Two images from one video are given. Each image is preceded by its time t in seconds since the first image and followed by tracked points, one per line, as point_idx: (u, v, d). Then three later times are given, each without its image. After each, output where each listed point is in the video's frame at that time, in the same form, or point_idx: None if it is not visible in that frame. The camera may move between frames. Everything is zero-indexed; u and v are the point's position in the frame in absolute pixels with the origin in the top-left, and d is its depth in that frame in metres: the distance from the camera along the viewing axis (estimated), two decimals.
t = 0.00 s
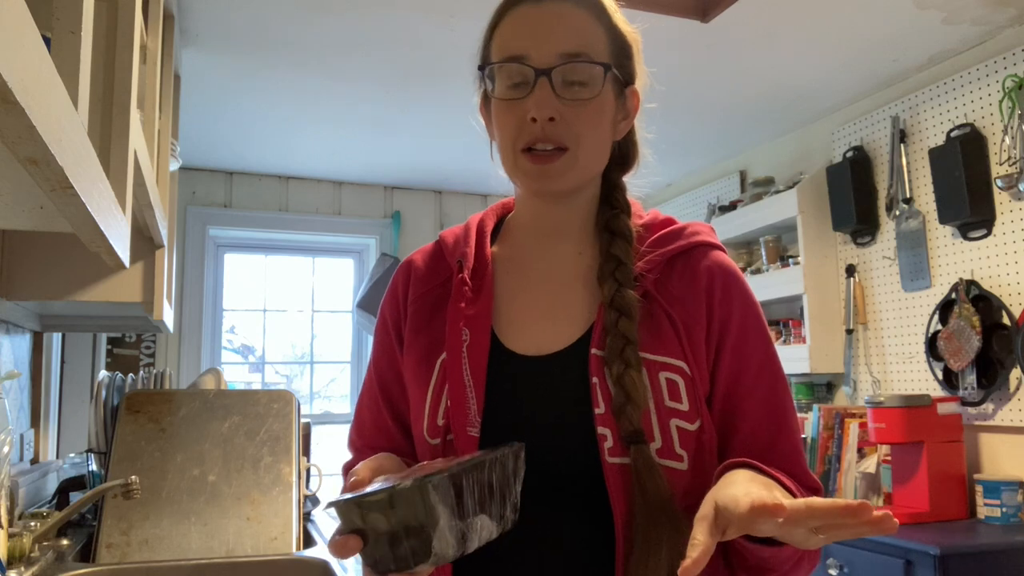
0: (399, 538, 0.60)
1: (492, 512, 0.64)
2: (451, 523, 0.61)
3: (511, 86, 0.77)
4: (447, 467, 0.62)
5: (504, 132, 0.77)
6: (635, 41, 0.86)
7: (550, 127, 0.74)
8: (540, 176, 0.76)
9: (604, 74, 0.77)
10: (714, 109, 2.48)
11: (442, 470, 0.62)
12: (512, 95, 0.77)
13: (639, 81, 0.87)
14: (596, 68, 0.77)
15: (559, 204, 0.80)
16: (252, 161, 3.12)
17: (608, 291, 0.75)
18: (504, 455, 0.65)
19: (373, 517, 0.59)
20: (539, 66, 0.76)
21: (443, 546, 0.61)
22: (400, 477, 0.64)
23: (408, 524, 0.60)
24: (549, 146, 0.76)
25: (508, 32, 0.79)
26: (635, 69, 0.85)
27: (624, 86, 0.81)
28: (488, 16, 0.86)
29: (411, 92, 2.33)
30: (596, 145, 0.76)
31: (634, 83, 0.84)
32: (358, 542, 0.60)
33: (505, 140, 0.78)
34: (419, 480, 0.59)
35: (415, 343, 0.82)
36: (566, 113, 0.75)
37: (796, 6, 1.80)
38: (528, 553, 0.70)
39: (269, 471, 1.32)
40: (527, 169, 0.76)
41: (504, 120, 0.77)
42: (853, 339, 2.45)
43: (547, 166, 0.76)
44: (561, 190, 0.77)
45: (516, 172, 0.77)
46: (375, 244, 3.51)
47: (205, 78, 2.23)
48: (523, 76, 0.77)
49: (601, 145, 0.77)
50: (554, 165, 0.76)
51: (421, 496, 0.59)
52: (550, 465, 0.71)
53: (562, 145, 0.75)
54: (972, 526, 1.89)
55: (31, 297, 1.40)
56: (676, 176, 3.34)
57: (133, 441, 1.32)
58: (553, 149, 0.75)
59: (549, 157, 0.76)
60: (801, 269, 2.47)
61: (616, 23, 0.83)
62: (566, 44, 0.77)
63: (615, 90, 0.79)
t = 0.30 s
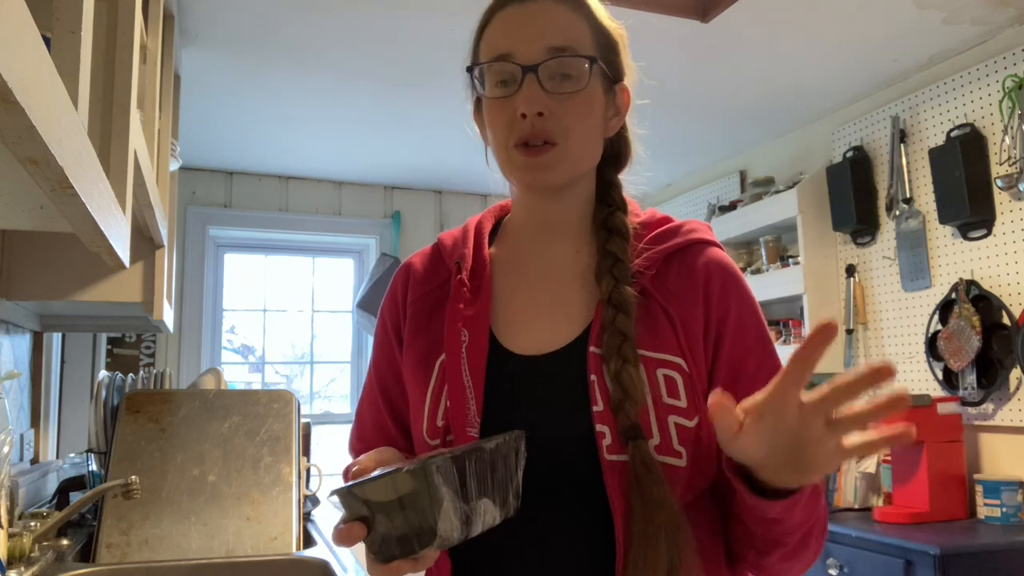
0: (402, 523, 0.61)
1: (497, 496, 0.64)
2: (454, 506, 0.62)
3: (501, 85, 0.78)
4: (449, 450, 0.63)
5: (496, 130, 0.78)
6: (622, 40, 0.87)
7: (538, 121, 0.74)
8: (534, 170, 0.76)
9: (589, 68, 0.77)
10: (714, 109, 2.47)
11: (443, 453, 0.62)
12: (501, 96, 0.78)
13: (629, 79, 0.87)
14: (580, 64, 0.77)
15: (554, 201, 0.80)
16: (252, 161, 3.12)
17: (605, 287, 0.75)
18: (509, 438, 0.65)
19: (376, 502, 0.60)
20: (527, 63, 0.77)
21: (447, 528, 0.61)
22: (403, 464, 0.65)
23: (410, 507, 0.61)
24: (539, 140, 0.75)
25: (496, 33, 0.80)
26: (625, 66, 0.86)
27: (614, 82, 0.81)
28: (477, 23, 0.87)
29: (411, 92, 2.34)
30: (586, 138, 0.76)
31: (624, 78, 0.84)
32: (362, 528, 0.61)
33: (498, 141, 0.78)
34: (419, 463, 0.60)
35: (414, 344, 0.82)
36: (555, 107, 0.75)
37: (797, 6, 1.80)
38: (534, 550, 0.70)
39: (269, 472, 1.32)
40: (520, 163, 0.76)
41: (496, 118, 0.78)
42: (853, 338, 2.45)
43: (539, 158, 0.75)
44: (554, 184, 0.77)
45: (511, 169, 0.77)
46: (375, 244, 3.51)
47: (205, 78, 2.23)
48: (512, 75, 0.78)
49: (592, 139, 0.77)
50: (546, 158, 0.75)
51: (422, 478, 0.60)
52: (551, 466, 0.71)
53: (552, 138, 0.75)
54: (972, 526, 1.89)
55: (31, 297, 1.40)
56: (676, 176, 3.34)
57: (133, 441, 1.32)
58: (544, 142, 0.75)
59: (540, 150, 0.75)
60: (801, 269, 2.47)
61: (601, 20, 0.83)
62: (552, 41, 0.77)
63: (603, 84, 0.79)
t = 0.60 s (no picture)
0: (398, 518, 0.61)
1: (492, 495, 0.65)
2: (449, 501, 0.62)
3: (485, 112, 0.78)
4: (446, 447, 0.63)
5: (486, 157, 0.78)
6: (608, 39, 0.84)
7: (521, 148, 0.74)
8: (524, 195, 0.76)
9: (568, 85, 0.76)
10: (714, 109, 2.47)
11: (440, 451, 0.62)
12: (486, 122, 0.78)
13: (621, 76, 0.85)
14: (559, 80, 0.76)
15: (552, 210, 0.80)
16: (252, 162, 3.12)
17: (602, 284, 0.75)
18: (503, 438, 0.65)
19: (372, 498, 0.61)
20: (505, 91, 0.76)
21: (442, 523, 0.62)
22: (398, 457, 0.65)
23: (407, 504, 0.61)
24: (526, 164, 0.75)
25: (475, 60, 0.79)
26: (613, 65, 0.83)
27: (599, 88, 0.79)
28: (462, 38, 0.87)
29: (411, 92, 2.34)
30: (573, 156, 0.76)
31: (616, 77, 0.82)
32: (359, 523, 0.61)
33: (490, 168, 0.79)
34: (416, 462, 0.60)
35: (416, 343, 0.82)
36: (537, 132, 0.74)
37: (797, 5, 1.80)
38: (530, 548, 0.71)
39: (269, 472, 1.32)
40: (510, 190, 0.76)
41: (485, 145, 0.78)
42: (853, 338, 2.45)
43: (527, 185, 0.75)
44: (545, 204, 0.77)
45: (503, 193, 0.78)
46: (375, 244, 3.51)
47: (205, 78, 2.23)
48: (493, 102, 0.77)
49: (580, 154, 0.76)
50: (534, 183, 0.75)
51: (418, 476, 0.61)
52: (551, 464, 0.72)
53: (538, 161, 0.75)
54: (972, 526, 1.89)
55: (31, 297, 1.40)
56: (676, 176, 3.34)
57: (132, 441, 1.32)
58: (530, 167, 0.75)
59: (529, 174, 0.75)
60: (800, 269, 2.47)
61: (579, 26, 0.80)
62: (528, 64, 0.76)
63: (589, 94, 0.78)
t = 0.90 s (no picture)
0: (389, 531, 0.60)
1: (484, 506, 0.65)
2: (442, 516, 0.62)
3: (477, 118, 0.78)
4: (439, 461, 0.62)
5: (482, 162, 0.78)
6: (597, 36, 0.84)
7: (514, 152, 0.74)
8: (522, 198, 0.76)
9: (556, 84, 0.76)
10: (714, 109, 2.47)
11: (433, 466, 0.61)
12: (479, 130, 0.78)
13: (613, 71, 0.85)
14: (547, 81, 0.76)
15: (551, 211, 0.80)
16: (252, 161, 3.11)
17: (599, 282, 0.75)
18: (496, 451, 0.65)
19: (364, 513, 0.60)
20: (495, 96, 0.76)
21: (434, 537, 0.62)
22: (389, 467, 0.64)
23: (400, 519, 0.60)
24: (522, 168, 0.75)
25: (464, 67, 0.79)
26: (604, 61, 0.83)
27: (590, 85, 0.79)
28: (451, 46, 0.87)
29: (411, 93, 2.34)
30: (567, 155, 0.76)
31: (607, 72, 0.82)
32: (352, 535, 0.61)
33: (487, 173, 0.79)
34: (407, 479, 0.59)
35: (416, 344, 0.82)
36: (529, 134, 0.74)
37: (797, 6, 1.80)
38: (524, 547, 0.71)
39: (269, 472, 1.32)
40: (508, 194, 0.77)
41: (480, 151, 0.78)
42: (853, 339, 2.45)
43: (524, 188, 0.76)
44: (542, 206, 0.77)
45: (502, 198, 0.78)
46: (375, 244, 3.51)
47: (205, 78, 2.23)
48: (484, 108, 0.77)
49: (573, 154, 0.76)
50: (531, 186, 0.76)
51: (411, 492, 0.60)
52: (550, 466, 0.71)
53: (532, 164, 0.75)
54: (972, 526, 1.89)
55: (31, 297, 1.40)
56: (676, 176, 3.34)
57: (132, 441, 1.32)
58: (526, 169, 0.75)
59: (525, 177, 0.75)
60: (801, 269, 2.47)
61: (565, 25, 0.80)
62: (516, 68, 0.76)
63: (579, 92, 0.78)
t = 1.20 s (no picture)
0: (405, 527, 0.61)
1: (499, 506, 0.65)
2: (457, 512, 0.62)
3: (478, 122, 0.78)
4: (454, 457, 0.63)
5: (484, 166, 0.78)
6: (593, 36, 0.84)
7: (518, 157, 0.74)
8: (525, 201, 0.76)
9: (559, 88, 0.76)
10: (714, 109, 2.47)
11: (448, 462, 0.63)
12: (480, 134, 0.77)
13: (609, 70, 0.85)
14: (549, 85, 0.76)
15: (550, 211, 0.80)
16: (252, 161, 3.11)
17: (598, 280, 0.75)
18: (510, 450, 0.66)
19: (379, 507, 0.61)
20: (496, 101, 0.75)
21: (449, 533, 0.62)
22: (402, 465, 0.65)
23: (416, 511, 0.61)
24: (525, 172, 0.75)
25: (463, 71, 0.78)
26: (601, 60, 0.83)
27: (589, 85, 0.79)
28: (448, 47, 0.87)
29: (411, 92, 2.34)
30: (569, 158, 0.76)
31: (603, 72, 0.82)
32: (364, 530, 0.61)
33: (489, 178, 0.79)
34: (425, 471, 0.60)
35: (416, 345, 0.82)
36: (532, 138, 0.74)
37: (797, 6, 1.80)
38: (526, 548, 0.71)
39: (269, 472, 1.32)
40: (511, 197, 0.77)
41: (481, 155, 0.78)
42: (853, 339, 2.45)
43: (527, 191, 0.76)
44: (543, 208, 0.78)
45: (504, 201, 0.78)
46: (375, 244, 3.51)
47: (205, 78, 2.23)
48: (485, 113, 0.77)
49: (575, 156, 0.76)
50: (534, 189, 0.76)
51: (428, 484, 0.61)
52: (551, 467, 0.71)
53: (536, 167, 0.75)
54: (972, 526, 1.89)
55: (31, 297, 1.40)
56: (676, 176, 3.34)
57: (133, 441, 1.32)
58: (529, 173, 0.75)
59: (529, 181, 0.76)
60: (801, 269, 2.47)
61: (563, 26, 0.79)
62: (517, 72, 0.75)
63: (579, 93, 0.78)
